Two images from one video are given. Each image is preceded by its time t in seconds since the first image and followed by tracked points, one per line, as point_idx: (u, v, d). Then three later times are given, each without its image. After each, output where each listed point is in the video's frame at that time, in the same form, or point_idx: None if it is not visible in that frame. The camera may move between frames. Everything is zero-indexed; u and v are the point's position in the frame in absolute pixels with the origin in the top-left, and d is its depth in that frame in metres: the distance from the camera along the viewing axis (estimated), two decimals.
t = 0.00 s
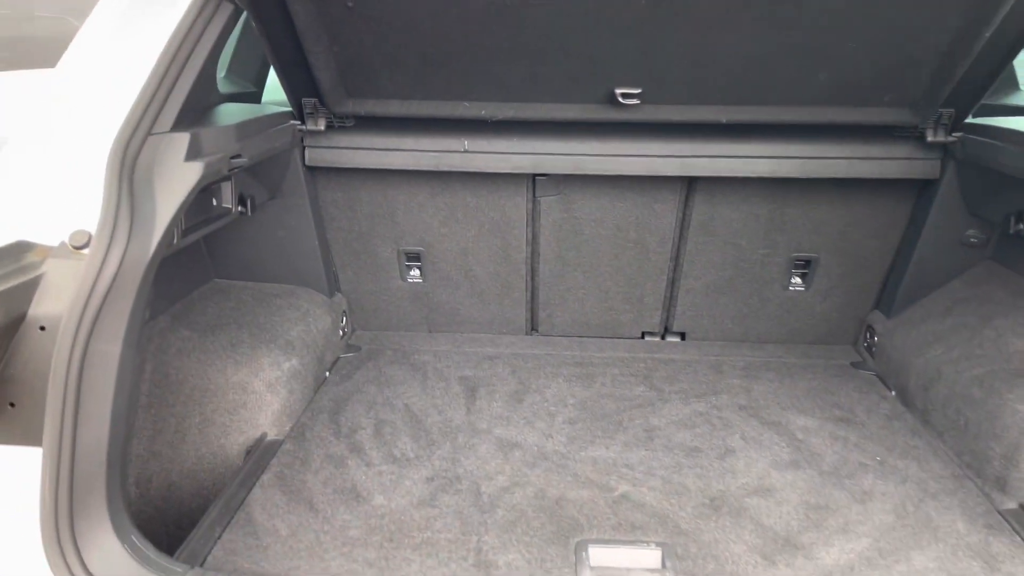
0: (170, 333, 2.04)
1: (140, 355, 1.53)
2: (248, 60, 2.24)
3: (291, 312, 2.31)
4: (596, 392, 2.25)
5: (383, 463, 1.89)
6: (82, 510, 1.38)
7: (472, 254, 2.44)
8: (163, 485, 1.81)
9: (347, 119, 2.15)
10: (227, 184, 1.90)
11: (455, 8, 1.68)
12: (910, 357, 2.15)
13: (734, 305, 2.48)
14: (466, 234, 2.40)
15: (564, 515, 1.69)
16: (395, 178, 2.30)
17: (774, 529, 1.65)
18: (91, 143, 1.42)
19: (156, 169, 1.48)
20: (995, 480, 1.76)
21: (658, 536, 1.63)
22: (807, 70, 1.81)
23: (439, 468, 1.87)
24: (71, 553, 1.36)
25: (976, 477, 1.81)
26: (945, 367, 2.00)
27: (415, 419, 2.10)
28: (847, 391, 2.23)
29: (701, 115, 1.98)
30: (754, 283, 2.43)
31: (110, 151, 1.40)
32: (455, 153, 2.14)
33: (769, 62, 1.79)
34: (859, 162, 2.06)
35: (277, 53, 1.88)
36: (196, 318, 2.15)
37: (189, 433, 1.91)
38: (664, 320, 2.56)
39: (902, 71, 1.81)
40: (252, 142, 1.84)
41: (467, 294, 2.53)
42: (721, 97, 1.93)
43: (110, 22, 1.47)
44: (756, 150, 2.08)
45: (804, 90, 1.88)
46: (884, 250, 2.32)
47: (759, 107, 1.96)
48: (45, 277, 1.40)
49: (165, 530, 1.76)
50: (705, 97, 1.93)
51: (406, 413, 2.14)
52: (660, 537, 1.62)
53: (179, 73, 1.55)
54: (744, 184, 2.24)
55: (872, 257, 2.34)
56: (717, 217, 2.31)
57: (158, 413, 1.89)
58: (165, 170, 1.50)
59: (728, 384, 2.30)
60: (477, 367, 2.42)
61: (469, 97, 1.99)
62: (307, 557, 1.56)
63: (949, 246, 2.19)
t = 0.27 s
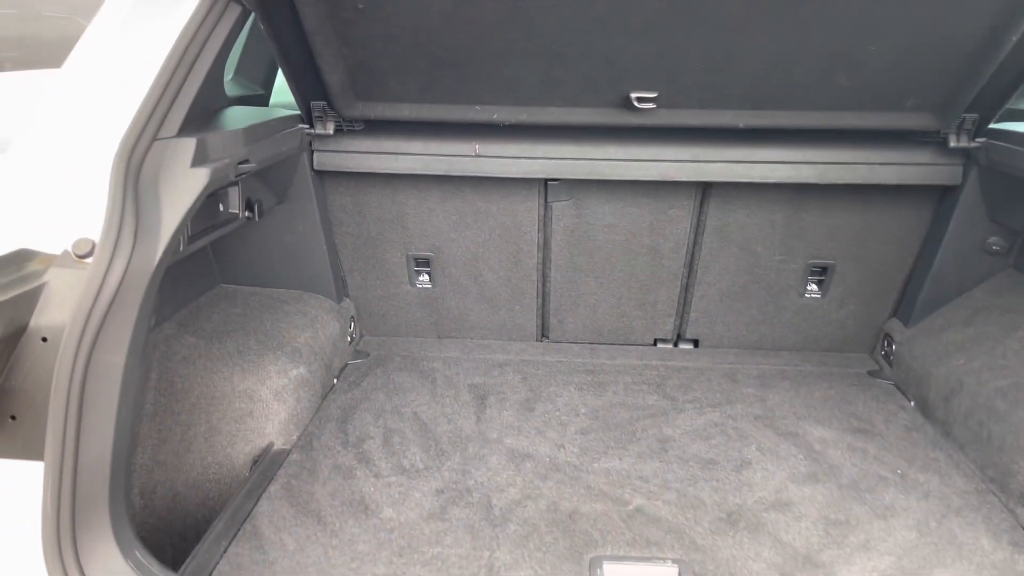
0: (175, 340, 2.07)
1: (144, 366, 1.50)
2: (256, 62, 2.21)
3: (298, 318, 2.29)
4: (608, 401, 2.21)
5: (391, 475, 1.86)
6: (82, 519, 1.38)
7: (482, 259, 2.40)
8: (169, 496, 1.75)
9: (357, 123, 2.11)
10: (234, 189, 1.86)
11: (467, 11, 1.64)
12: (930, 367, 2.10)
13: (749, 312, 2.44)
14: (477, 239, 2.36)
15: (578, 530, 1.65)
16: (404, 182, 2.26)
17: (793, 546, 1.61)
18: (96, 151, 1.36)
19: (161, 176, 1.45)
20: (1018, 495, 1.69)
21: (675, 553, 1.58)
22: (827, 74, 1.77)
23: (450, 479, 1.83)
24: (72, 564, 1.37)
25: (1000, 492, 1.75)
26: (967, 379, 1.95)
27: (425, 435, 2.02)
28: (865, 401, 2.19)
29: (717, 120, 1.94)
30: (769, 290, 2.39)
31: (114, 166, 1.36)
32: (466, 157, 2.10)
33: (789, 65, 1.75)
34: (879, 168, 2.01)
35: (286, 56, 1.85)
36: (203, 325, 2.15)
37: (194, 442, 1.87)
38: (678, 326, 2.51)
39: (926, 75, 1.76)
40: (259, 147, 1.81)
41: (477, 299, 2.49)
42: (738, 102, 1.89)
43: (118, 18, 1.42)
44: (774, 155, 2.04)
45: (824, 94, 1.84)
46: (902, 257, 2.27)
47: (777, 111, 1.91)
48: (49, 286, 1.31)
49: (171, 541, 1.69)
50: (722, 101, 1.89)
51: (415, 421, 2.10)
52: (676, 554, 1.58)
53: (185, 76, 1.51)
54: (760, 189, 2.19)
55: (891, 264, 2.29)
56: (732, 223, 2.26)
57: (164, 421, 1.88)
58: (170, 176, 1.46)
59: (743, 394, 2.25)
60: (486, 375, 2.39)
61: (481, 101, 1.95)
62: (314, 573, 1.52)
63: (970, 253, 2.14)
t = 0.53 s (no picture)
0: (173, 355, 2.04)
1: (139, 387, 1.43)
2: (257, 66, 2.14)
3: (299, 330, 2.22)
4: (619, 417, 2.14)
5: (397, 495, 1.79)
6: (76, 552, 1.28)
7: (489, 269, 2.33)
8: (165, 518, 1.69)
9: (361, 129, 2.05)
10: (234, 198, 1.79)
11: (476, 14, 1.57)
12: (952, 383, 2.03)
13: (764, 323, 2.37)
14: (484, 248, 2.30)
15: (592, 556, 1.58)
16: (409, 190, 2.19)
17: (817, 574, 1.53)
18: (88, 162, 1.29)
19: (156, 188, 1.39)
20: None
21: None
22: (851, 80, 1.70)
23: (457, 501, 1.77)
24: None
25: None
26: (993, 395, 1.87)
27: (430, 446, 2.00)
28: (885, 417, 2.11)
29: (734, 127, 1.87)
30: (784, 301, 2.32)
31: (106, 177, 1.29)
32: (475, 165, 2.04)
33: (812, 71, 1.68)
34: (901, 177, 1.94)
35: (288, 60, 1.78)
36: (202, 339, 2.13)
37: (193, 460, 1.80)
38: (689, 337, 2.45)
39: (954, 82, 1.69)
40: (259, 155, 1.74)
41: (483, 310, 2.42)
42: (757, 108, 1.82)
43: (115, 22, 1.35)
44: (793, 163, 1.97)
45: (846, 101, 1.77)
46: (923, 268, 2.19)
47: (797, 118, 1.84)
48: (36, 306, 1.24)
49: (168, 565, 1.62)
50: (740, 108, 1.82)
51: (421, 437, 2.04)
52: None
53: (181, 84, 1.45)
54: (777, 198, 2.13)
55: (911, 275, 2.22)
56: (748, 232, 2.19)
57: (161, 437, 1.83)
58: (165, 187, 1.40)
59: (759, 408, 2.18)
60: (493, 388, 2.32)
61: (490, 107, 1.89)
62: None
63: (995, 264, 2.06)
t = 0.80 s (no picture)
0: (166, 370, 1.98)
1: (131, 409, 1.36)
2: (252, 70, 2.08)
3: (296, 343, 2.16)
4: (626, 432, 2.08)
5: (398, 517, 1.73)
6: None
7: (491, 278, 2.27)
8: (157, 540, 1.62)
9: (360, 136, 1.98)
10: (229, 209, 1.73)
11: (481, 18, 1.50)
12: (969, 396, 1.97)
13: (773, 333, 2.31)
14: (486, 257, 2.23)
15: None
16: (410, 197, 2.13)
17: None
18: (76, 171, 1.23)
19: (147, 200, 1.32)
20: None
21: None
22: (869, 86, 1.64)
23: (461, 522, 1.71)
24: None
25: None
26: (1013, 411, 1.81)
27: (432, 463, 1.95)
28: (899, 431, 2.05)
29: (746, 134, 1.81)
30: (794, 311, 2.25)
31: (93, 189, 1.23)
32: (477, 172, 1.97)
33: (829, 77, 1.62)
34: (917, 186, 1.88)
35: (285, 65, 1.72)
36: (195, 353, 2.06)
37: (186, 479, 1.73)
38: (696, 348, 2.39)
39: (976, 88, 1.63)
40: (254, 165, 1.67)
41: (485, 320, 2.36)
42: (770, 114, 1.76)
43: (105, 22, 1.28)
44: (805, 171, 1.91)
45: (863, 107, 1.71)
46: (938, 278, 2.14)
47: (811, 125, 1.78)
48: (19, 327, 1.19)
49: None
50: (753, 114, 1.76)
51: (421, 455, 1.98)
52: None
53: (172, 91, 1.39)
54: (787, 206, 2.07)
55: (925, 285, 2.15)
56: (757, 241, 2.13)
57: (153, 455, 1.76)
58: (156, 199, 1.33)
59: (769, 422, 2.12)
60: (496, 401, 2.25)
61: (494, 113, 1.83)
62: None
63: (1012, 274, 2.00)
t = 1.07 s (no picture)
0: (156, 386, 1.92)
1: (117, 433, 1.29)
2: (242, 74, 2.02)
3: (289, 356, 2.10)
4: (629, 447, 2.03)
5: (396, 539, 1.68)
6: None
7: (490, 288, 2.21)
8: (143, 565, 1.54)
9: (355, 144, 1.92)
10: (220, 221, 1.67)
11: (481, 23, 1.45)
12: (980, 409, 1.92)
13: (776, 343, 2.25)
14: (484, 266, 2.18)
15: None
16: (406, 206, 2.07)
17: None
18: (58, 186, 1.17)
19: (133, 218, 1.24)
20: None
21: None
22: (880, 93, 1.59)
23: (462, 545, 1.66)
24: None
25: None
26: None
27: (430, 483, 1.88)
28: (907, 444, 2.00)
29: (753, 142, 1.76)
30: (798, 320, 2.20)
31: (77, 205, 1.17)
32: (475, 181, 1.92)
33: (839, 84, 1.57)
34: (927, 193, 1.84)
35: (277, 71, 1.66)
36: (185, 369, 2.00)
37: (175, 500, 1.67)
38: (698, 358, 2.33)
39: (990, 94, 1.59)
40: (246, 176, 1.61)
41: (483, 330, 2.30)
42: (778, 121, 1.71)
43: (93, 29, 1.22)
44: (812, 179, 1.86)
45: (874, 114, 1.66)
46: (945, 287, 2.09)
47: (820, 132, 1.74)
48: None
49: None
50: (760, 121, 1.71)
51: (419, 472, 1.92)
52: None
53: (158, 100, 1.32)
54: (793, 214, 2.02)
55: (933, 293, 2.10)
56: (762, 250, 2.08)
57: (142, 475, 1.70)
58: (144, 216, 1.25)
59: (775, 435, 2.07)
60: (495, 414, 2.20)
61: (494, 120, 1.77)
62: None
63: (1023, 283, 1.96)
